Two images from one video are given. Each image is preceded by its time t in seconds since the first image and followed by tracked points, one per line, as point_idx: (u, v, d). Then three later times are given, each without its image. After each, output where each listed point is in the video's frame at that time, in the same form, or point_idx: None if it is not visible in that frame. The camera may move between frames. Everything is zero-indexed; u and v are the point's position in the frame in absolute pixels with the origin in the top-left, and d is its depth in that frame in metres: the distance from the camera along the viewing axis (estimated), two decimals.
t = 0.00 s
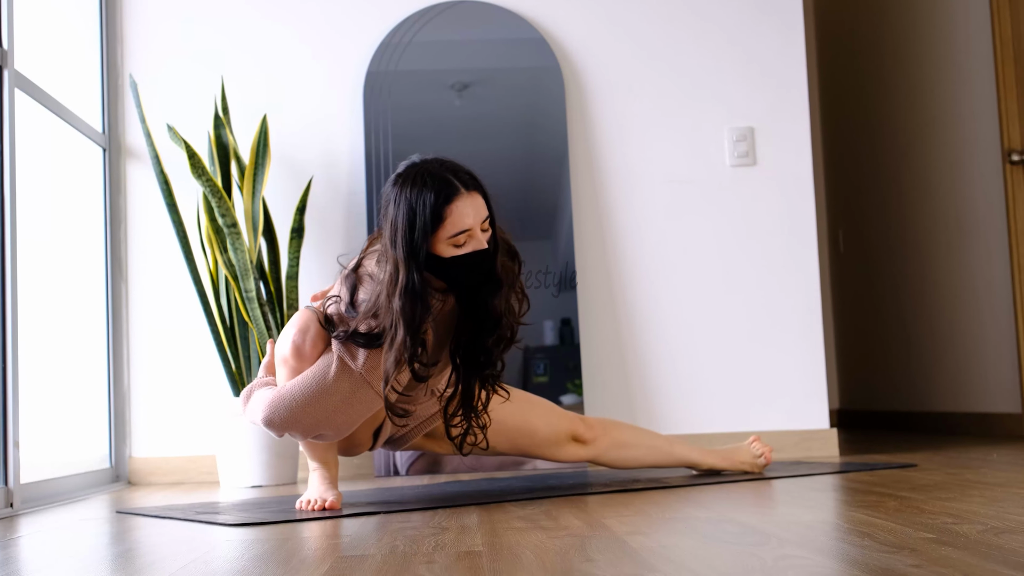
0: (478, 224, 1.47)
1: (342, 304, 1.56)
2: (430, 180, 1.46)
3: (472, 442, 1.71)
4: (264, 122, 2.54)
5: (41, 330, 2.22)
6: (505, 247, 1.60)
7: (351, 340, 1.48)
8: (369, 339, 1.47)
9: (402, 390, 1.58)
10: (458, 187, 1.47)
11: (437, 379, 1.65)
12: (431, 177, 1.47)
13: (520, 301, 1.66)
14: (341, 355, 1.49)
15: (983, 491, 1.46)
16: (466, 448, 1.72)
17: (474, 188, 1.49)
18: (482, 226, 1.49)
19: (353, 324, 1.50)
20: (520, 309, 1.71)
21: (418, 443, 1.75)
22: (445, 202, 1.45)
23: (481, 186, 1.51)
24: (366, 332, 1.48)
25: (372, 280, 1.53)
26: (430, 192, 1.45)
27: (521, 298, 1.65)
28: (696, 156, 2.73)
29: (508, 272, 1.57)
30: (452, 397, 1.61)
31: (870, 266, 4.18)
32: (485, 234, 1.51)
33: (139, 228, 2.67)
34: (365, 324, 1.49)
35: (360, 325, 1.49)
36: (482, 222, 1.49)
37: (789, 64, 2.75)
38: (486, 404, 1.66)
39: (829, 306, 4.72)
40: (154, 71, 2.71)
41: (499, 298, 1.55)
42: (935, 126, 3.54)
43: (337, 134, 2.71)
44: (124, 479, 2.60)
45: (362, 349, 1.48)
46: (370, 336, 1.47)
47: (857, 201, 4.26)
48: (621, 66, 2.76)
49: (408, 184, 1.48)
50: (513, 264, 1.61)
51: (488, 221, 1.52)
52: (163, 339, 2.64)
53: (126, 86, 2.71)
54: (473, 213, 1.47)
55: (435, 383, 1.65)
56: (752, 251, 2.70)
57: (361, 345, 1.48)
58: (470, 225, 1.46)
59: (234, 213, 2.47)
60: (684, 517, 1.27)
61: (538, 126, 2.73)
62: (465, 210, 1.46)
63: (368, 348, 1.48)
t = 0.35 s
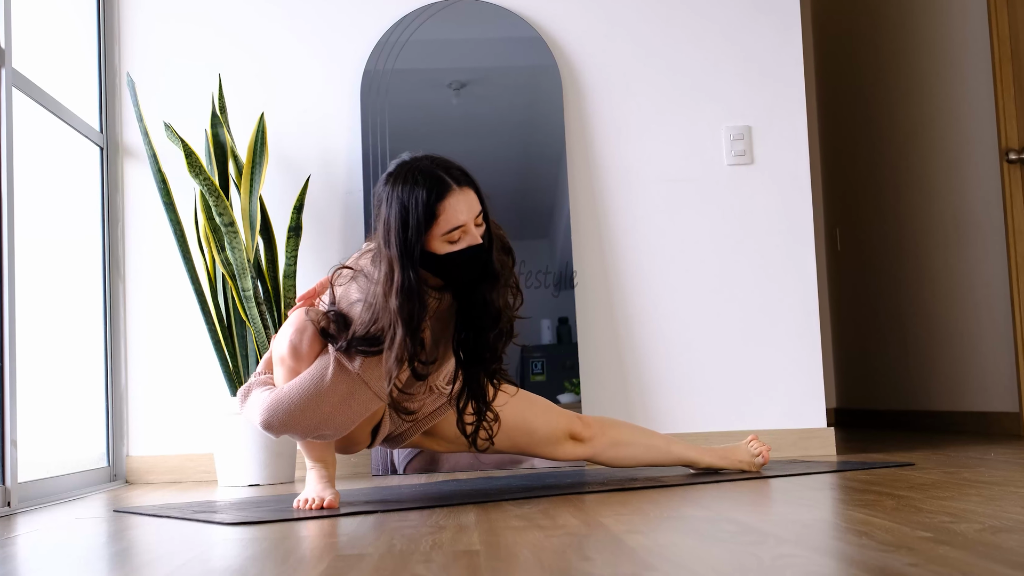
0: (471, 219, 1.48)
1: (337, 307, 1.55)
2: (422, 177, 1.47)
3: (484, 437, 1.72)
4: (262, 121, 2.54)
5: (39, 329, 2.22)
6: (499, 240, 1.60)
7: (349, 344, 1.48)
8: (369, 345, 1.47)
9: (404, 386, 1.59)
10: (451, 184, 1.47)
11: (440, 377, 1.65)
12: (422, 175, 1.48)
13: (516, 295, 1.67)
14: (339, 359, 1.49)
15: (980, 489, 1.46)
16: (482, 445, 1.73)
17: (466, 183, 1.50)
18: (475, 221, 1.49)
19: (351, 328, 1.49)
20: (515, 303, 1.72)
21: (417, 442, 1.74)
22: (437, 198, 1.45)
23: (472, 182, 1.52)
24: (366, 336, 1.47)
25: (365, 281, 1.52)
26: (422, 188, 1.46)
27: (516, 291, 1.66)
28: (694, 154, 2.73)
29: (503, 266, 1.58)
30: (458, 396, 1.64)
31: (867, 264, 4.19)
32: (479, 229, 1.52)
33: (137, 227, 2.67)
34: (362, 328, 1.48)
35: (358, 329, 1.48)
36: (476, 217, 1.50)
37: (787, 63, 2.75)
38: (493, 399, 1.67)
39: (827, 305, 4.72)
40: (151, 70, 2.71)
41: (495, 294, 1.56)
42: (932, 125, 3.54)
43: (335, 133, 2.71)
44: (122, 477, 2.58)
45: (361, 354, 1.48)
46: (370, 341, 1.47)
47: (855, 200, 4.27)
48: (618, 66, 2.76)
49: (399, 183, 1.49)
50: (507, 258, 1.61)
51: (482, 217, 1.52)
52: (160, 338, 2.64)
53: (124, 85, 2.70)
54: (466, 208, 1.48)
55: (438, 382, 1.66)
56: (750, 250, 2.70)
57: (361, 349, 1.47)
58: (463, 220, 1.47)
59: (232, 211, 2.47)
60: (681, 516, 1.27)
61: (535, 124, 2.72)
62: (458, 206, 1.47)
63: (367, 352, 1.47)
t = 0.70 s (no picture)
0: (467, 210, 1.48)
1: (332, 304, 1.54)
2: (416, 169, 1.47)
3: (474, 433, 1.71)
4: (259, 120, 2.53)
5: (36, 329, 2.22)
6: (496, 233, 1.60)
7: (347, 342, 1.48)
8: (366, 340, 1.48)
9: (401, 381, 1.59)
10: (444, 176, 1.47)
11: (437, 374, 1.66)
12: (416, 167, 1.47)
13: (514, 289, 1.67)
14: (337, 357, 1.49)
15: (977, 489, 1.46)
16: (471, 441, 1.71)
17: (460, 175, 1.49)
18: (471, 213, 1.49)
19: (348, 326, 1.49)
20: (512, 299, 1.71)
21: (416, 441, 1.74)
22: (431, 190, 1.45)
23: (467, 173, 1.51)
24: (363, 332, 1.47)
25: (359, 277, 1.51)
26: (417, 180, 1.46)
27: (513, 284, 1.66)
28: (692, 153, 2.73)
29: (500, 258, 1.57)
30: (450, 392, 1.63)
31: (865, 262, 4.19)
32: (475, 221, 1.51)
33: (134, 226, 2.66)
34: (360, 325, 1.48)
35: (356, 327, 1.49)
36: (471, 209, 1.49)
37: (784, 62, 2.75)
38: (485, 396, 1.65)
39: (824, 304, 4.72)
40: (148, 68, 2.70)
41: (492, 287, 1.56)
42: (929, 124, 3.55)
43: (332, 131, 2.70)
44: (118, 478, 2.56)
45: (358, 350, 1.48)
46: (368, 337, 1.47)
47: (852, 199, 4.27)
48: (616, 65, 2.76)
49: (394, 175, 1.49)
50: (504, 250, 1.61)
51: (477, 209, 1.52)
52: (158, 337, 2.64)
53: (122, 84, 2.70)
54: (462, 201, 1.47)
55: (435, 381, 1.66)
56: (747, 249, 2.70)
57: (360, 346, 1.48)
58: (458, 212, 1.47)
59: (229, 210, 2.46)
60: (678, 514, 1.28)
61: (533, 123, 2.73)
62: (454, 198, 1.47)
63: (363, 348, 1.48)
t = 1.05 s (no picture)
0: (464, 209, 1.48)
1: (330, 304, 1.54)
2: (413, 169, 1.47)
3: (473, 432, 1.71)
4: (256, 119, 2.53)
5: (34, 328, 2.22)
6: (493, 230, 1.60)
7: (342, 341, 1.48)
8: (361, 339, 1.47)
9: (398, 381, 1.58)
10: (441, 175, 1.47)
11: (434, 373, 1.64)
12: (413, 167, 1.47)
13: (511, 286, 1.67)
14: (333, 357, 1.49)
15: (974, 488, 1.46)
16: (471, 441, 1.71)
17: (457, 175, 1.49)
18: (467, 212, 1.49)
19: (344, 327, 1.49)
20: (510, 297, 1.72)
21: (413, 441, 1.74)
22: (427, 189, 1.45)
23: (464, 171, 1.51)
24: (359, 331, 1.47)
25: (356, 276, 1.51)
26: (413, 179, 1.46)
27: (511, 282, 1.66)
28: (689, 152, 2.73)
29: (496, 256, 1.58)
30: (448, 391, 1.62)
31: (862, 261, 4.19)
32: (472, 220, 1.51)
33: (132, 225, 2.66)
34: (356, 324, 1.48)
35: (351, 326, 1.48)
36: (468, 208, 1.49)
37: (781, 60, 2.75)
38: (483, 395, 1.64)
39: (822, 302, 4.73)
40: (146, 67, 2.70)
41: (489, 285, 1.56)
42: (926, 124, 3.55)
43: (330, 129, 2.70)
44: (117, 475, 2.58)
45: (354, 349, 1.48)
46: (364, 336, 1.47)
47: (850, 198, 4.27)
48: (613, 63, 2.76)
49: (391, 174, 1.49)
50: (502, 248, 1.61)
51: (473, 208, 1.52)
52: (155, 337, 2.64)
53: (119, 83, 2.69)
54: (459, 200, 1.47)
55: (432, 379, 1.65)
56: (744, 248, 2.70)
57: (355, 346, 1.48)
58: (455, 211, 1.47)
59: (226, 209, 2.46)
60: (676, 513, 1.27)
61: (530, 122, 2.73)
62: (450, 197, 1.47)
63: (359, 348, 1.48)
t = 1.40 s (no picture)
0: (463, 209, 1.47)
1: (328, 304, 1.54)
2: (411, 169, 1.47)
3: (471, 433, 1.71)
4: (253, 118, 2.53)
5: (32, 328, 2.21)
6: (491, 231, 1.60)
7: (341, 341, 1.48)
8: (359, 339, 1.47)
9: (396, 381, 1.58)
10: (440, 176, 1.47)
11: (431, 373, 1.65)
12: (412, 167, 1.47)
13: (509, 287, 1.67)
14: (332, 357, 1.49)
15: (971, 487, 1.46)
16: (468, 440, 1.72)
17: (456, 177, 1.49)
18: (466, 212, 1.49)
19: (342, 327, 1.49)
20: (508, 298, 1.72)
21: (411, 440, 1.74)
22: (425, 190, 1.45)
23: (462, 172, 1.51)
24: (358, 332, 1.47)
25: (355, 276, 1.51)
26: (412, 180, 1.45)
27: (509, 282, 1.66)
28: (688, 151, 2.73)
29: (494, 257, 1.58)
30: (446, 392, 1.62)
31: (859, 260, 4.19)
32: (470, 220, 1.51)
33: (128, 225, 2.65)
34: (354, 325, 1.48)
35: (350, 327, 1.48)
36: (466, 208, 1.49)
37: (778, 59, 2.75)
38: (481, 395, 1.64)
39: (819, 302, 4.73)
40: (142, 66, 2.70)
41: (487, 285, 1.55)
42: (924, 123, 3.55)
43: (327, 128, 2.70)
44: (113, 474, 2.59)
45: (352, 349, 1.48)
46: (363, 336, 1.47)
47: (847, 197, 4.27)
48: (611, 62, 2.76)
49: (390, 174, 1.48)
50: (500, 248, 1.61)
51: (472, 208, 1.52)
52: (152, 336, 2.63)
53: (116, 82, 2.69)
54: (457, 200, 1.47)
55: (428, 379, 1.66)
56: (742, 247, 2.70)
57: (354, 346, 1.48)
58: (453, 212, 1.46)
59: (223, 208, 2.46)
60: (674, 513, 1.27)
61: (528, 121, 2.73)
62: (449, 198, 1.46)
63: (358, 348, 1.48)
